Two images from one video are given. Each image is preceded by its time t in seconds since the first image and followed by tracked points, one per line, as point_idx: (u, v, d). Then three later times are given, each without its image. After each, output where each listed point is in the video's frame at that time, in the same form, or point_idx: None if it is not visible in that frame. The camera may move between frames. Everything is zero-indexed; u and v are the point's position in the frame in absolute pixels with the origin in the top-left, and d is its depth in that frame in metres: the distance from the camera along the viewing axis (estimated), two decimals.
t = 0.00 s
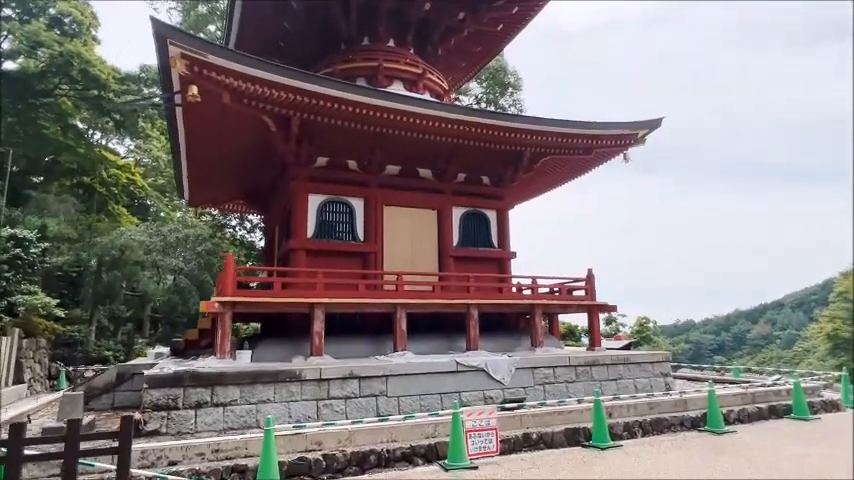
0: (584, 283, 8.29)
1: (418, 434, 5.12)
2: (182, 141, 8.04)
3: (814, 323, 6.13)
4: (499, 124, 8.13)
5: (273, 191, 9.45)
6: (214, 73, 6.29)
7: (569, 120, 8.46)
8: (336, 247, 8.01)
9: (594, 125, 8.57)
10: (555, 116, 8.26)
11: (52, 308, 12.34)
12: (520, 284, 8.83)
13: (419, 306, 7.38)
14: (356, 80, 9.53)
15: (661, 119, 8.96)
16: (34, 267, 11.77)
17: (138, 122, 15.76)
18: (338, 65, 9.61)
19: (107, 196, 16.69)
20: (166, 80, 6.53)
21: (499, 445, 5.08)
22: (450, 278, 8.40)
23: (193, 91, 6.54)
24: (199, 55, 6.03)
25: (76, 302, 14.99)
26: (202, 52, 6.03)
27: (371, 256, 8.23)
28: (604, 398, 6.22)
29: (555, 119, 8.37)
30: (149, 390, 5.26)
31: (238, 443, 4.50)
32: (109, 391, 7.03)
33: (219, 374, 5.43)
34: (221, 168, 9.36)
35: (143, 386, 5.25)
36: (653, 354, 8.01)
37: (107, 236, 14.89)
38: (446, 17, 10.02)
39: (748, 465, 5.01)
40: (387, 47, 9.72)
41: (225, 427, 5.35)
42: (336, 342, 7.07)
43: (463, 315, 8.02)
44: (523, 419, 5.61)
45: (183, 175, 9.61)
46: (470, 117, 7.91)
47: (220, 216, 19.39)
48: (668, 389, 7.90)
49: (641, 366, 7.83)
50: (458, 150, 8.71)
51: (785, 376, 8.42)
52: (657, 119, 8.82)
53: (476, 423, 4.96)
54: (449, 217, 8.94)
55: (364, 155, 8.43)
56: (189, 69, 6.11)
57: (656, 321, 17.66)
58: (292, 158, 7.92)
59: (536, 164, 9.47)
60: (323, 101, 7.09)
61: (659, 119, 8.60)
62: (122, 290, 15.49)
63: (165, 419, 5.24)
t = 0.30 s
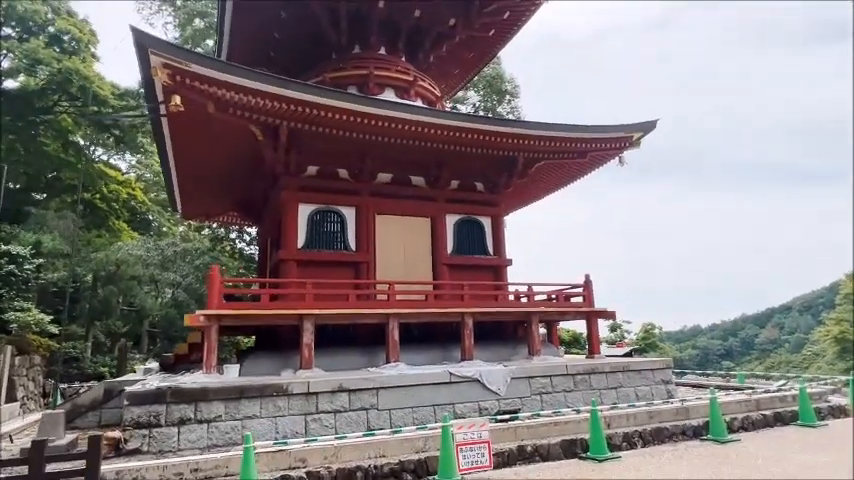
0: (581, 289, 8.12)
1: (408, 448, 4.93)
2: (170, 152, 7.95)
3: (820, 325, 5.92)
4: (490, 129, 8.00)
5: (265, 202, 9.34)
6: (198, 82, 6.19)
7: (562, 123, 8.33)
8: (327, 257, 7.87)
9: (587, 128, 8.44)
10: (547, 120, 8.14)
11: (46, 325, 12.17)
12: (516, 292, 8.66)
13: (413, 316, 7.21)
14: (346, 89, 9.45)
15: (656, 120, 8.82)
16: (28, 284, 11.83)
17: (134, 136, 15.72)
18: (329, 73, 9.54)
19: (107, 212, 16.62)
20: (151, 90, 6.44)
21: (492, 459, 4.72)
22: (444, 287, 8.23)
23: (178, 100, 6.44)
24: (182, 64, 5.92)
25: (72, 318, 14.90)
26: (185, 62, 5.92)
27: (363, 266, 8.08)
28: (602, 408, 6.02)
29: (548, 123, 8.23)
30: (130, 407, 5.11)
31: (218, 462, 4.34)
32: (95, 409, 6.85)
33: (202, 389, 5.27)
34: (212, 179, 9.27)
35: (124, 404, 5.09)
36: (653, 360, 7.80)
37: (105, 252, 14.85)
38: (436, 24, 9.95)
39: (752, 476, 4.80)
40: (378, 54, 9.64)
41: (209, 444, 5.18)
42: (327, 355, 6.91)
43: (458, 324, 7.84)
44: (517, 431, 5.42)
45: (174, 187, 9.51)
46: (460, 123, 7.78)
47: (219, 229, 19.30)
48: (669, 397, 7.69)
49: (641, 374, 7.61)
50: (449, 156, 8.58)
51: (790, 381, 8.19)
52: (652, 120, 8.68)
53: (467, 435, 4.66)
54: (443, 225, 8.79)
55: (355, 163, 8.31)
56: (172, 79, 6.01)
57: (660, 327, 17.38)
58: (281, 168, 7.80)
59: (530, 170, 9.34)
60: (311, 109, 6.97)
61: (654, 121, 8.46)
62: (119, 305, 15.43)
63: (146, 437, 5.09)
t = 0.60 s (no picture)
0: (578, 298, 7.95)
1: (397, 469, 4.76)
2: (159, 167, 7.89)
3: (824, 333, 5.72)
4: (482, 138, 7.89)
5: (257, 217, 9.25)
6: (182, 96, 6.12)
7: (555, 131, 8.21)
8: (318, 271, 7.74)
9: (581, 135, 8.32)
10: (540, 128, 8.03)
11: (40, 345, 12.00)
12: (512, 303, 8.49)
13: (405, 330, 7.05)
14: (337, 101, 9.38)
15: (650, 126, 8.69)
16: (22, 304, 11.81)
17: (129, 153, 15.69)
18: (319, 86, 9.48)
19: (108, 230, 16.85)
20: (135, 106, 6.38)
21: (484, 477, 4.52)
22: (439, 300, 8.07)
23: (162, 115, 6.37)
24: (165, 79, 5.86)
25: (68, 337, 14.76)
26: (168, 76, 5.86)
27: (355, 280, 7.94)
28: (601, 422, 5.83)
29: (540, 131, 8.12)
30: (110, 429, 4.96)
31: None
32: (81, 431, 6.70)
33: (185, 410, 5.12)
34: (203, 195, 9.18)
35: (104, 427, 4.95)
36: (654, 371, 7.60)
37: (103, 270, 15.21)
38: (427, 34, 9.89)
39: None
40: (369, 66, 9.58)
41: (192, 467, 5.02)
42: (318, 371, 6.74)
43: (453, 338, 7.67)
44: (512, 449, 5.24)
45: (165, 202, 9.44)
46: (451, 133, 7.68)
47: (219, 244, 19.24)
48: (672, 408, 7.47)
49: (642, 385, 7.41)
50: (442, 167, 8.47)
51: (797, 390, 7.96)
52: (646, 126, 8.55)
53: (457, 454, 4.51)
54: (437, 236, 8.66)
55: (346, 175, 8.21)
56: (155, 94, 5.95)
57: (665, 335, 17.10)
58: (270, 182, 7.71)
59: (524, 179, 9.22)
60: (299, 122, 6.89)
61: (648, 127, 8.33)
62: (116, 323, 15.39)
63: (127, 461, 4.93)
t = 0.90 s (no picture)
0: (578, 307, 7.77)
1: None
2: (150, 182, 7.85)
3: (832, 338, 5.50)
4: (475, 146, 7.77)
5: (252, 232, 9.15)
6: (167, 109, 6.05)
7: (550, 137, 8.09)
8: (311, 285, 7.61)
9: (576, 141, 8.19)
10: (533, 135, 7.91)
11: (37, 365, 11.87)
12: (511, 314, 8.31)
13: (400, 343, 6.87)
14: (331, 112, 9.32)
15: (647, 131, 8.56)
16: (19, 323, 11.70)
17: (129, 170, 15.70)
18: (312, 98, 9.43)
19: (112, 247, 16.92)
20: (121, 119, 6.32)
21: None
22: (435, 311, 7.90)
23: (149, 128, 6.30)
24: (149, 91, 5.79)
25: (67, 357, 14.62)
26: (153, 88, 5.79)
27: (350, 293, 7.79)
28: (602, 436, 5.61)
29: (535, 137, 8.00)
30: (92, 451, 4.81)
31: None
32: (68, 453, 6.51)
33: (169, 430, 4.96)
34: (197, 209, 9.10)
35: (85, 448, 4.79)
36: (658, 381, 7.38)
37: (102, 288, 14.77)
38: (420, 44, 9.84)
39: None
40: (362, 77, 9.53)
41: None
42: (311, 388, 6.56)
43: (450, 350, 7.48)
44: (509, 465, 5.03)
45: (159, 218, 9.36)
46: (444, 142, 7.57)
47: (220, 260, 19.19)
48: (678, 420, 7.24)
49: (646, 396, 7.19)
50: (436, 176, 8.35)
51: (807, 398, 7.70)
52: (643, 131, 8.42)
53: (450, 472, 4.46)
54: (433, 247, 8.52)
55: (339, 187, 8.10)
56: (140, 107, 5.88)
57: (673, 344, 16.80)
58: (262, 195, 7.61)
59: (521, 187, 9.09)
60: (288, 133, 6.80)
61: (645, 131, 8.20)
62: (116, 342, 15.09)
63: None
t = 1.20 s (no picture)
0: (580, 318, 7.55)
1: None
2: (144, 199, 7.77)
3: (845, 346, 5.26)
4: (472, 156, 7.63)
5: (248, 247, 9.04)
6: (156, 125, 5.96)
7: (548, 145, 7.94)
8: (307, 300, 7.46)
9: (575, 148, 8.03)
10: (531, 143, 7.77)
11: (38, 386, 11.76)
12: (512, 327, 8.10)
13: (397, 359, 6.68)
14: (327, 125, 9.23)
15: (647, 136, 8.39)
16: (20, 344, 11.62)
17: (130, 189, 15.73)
18: (308, 111, 9.35)
19: (117, 266, 17.25)
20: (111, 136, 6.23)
21: None
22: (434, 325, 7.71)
23: (138, 144, 6.21)
24: (138, 107, 5.70)
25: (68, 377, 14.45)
26: (141, 104, 5.70)
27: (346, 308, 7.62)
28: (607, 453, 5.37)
29: (532, 146, 7.85)
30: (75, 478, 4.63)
31: None
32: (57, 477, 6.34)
33: (156, 454, 4.78)
34: (193, 226, 9.00)
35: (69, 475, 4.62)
36: (666, 393, 7.13)
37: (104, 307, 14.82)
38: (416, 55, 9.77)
39: None
40: (357, 89, 9.45)
41: None
42: (306, 407, 6.38)
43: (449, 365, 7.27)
44: None
45: (155, 234, 9.28)
46: (439, 152, 7.43)
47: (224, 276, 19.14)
48: (688, 434, 6.99)
49: (654, 410, 6.93)
50: (433, 187, 8.21)
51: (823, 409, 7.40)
52: (643, 136, 8.26)
53: None
54: (431, 259, 8.35)
55: (334, 200, 7.97)
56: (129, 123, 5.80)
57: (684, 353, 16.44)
58: (256, 210, 7.50)
59: (521, 196, 8.92)
60: (280, 147, 6.69)
61: (644, 137, 8.04)
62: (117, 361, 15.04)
63: None
